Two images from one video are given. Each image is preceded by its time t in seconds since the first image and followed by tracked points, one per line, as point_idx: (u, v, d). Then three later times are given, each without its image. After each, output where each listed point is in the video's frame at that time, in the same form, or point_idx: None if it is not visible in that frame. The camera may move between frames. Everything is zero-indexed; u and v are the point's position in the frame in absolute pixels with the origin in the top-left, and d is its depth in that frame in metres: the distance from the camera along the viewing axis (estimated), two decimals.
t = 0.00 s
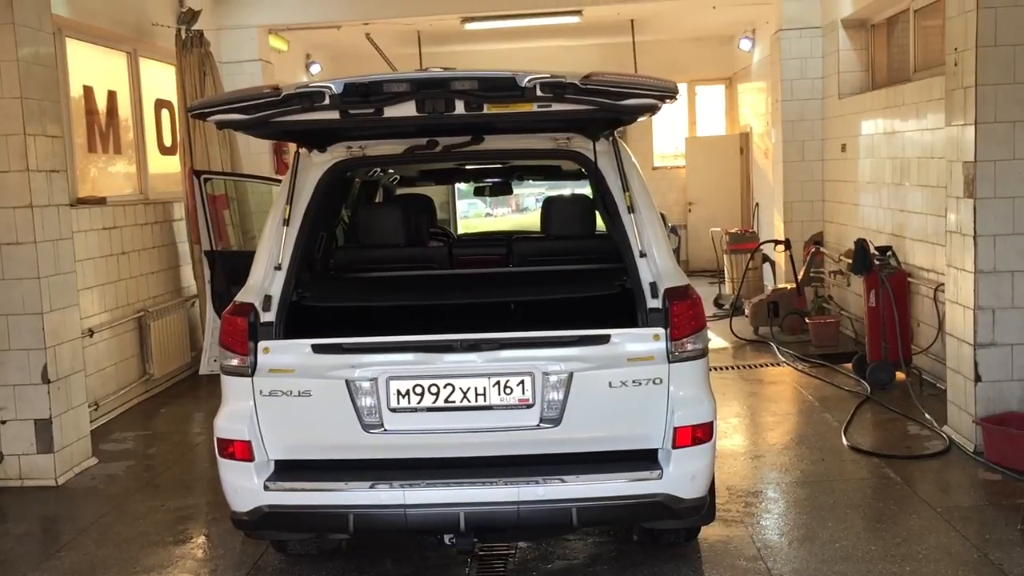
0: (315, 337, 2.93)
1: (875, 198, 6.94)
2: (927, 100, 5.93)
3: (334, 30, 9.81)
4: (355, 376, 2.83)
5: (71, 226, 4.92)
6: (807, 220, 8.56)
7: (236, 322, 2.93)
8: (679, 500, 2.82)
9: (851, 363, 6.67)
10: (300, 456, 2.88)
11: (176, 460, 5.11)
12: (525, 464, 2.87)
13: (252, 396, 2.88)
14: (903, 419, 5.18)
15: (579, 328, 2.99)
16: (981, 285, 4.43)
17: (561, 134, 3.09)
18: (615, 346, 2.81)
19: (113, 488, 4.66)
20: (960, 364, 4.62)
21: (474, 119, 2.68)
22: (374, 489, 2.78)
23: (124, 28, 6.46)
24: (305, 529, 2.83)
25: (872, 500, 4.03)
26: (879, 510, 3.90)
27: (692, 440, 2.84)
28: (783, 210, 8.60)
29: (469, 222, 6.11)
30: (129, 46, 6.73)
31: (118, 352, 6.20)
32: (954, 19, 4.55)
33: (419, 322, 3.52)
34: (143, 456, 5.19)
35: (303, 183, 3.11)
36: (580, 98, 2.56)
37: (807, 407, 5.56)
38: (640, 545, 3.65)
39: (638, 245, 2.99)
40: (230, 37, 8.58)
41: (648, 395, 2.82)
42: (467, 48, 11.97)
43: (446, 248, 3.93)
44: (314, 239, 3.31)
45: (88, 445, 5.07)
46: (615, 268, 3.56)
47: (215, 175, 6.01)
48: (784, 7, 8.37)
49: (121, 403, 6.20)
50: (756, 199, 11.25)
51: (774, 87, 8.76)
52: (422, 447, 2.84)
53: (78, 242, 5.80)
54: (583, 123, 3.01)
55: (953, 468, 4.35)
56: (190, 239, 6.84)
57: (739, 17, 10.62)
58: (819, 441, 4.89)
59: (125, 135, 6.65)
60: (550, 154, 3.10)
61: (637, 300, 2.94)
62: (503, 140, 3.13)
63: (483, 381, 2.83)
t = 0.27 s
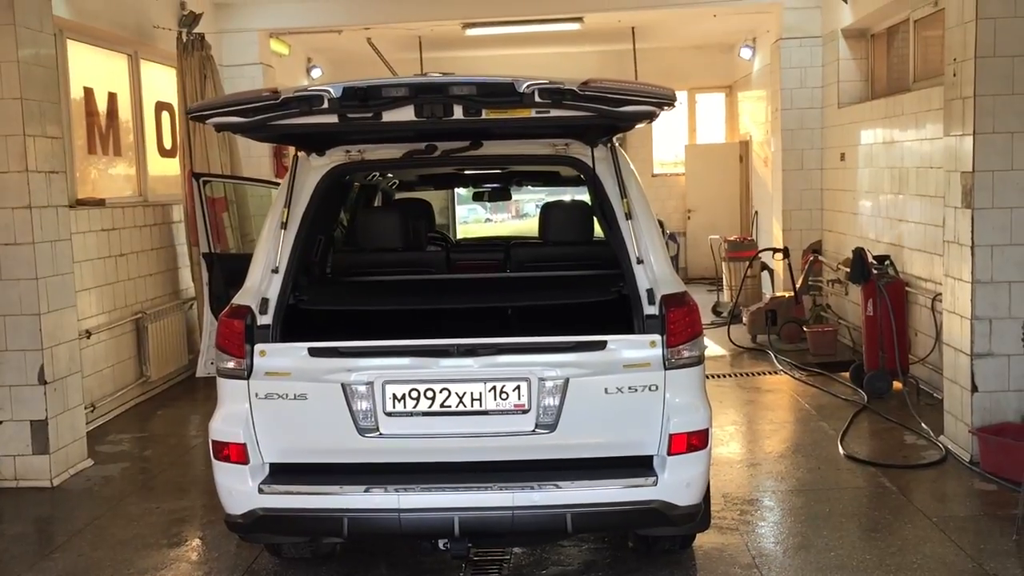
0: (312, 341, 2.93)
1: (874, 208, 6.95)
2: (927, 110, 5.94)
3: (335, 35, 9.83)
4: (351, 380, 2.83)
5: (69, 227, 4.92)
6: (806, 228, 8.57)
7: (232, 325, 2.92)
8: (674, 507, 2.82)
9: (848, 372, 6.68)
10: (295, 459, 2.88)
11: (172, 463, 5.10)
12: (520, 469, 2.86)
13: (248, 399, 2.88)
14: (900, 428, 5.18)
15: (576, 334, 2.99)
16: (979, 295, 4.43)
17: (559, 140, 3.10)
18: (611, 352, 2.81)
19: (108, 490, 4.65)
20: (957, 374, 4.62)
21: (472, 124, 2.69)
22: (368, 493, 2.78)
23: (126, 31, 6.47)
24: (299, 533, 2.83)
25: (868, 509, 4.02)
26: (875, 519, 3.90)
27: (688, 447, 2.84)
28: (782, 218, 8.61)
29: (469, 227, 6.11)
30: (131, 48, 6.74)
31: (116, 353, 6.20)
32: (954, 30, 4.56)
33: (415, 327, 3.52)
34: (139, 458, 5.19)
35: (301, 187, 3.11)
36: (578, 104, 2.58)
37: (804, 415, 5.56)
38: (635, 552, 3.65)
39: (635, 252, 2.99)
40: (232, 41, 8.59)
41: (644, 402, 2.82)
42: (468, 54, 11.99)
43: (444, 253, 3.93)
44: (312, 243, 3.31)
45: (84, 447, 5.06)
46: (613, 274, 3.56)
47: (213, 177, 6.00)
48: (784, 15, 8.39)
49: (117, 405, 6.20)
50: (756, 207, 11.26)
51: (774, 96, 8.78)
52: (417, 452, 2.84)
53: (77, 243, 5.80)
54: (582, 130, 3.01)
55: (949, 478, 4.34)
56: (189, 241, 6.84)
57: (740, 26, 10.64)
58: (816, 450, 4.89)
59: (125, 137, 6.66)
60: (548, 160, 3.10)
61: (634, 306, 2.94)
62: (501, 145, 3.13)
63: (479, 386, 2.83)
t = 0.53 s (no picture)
0: (311, 342, 2.93)
1: (874, 216, 6.96)
2: (928, 119, 5.95)
3: (339, 37, 9.85)
4: (350, 382, 2.83)
5: (71, 226, 4.92)
6: (806, 235, 8.58)
7: (232, 326, 2.92)
8: (672, 512, 2.81)
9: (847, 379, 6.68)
10: (294, 460, 2.88)
11: (171, 463, 5.10)
12: (518, 473, 2.86)
13: (247, 399, 2.88)
14: (899, 436, 5.18)
15: (575, 338, 2.99)
16: (978, 304, 4.44)
17: (560, 145, 3.10)
18: (610, 356, 2.81)
19: (106, 490, 4.65)
20: (956, 383, 4.63)
21: (473, 128, 2.69)
22: (366, 495, 2.78)
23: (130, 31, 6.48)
24: (296, 534, 2.82)
25: (866, 516, 4.02)
26: (872, 527, 3.90)
27: (686, 452, 2.84)
28: (783, 225, 8.62)
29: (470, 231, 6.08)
30: (134, 49, 6.76)
31: (116, 353, 6.20)
32: (955, 39, 4.57)
33: (415, 329, 3.52)
34: (137, 459, 5.19)
35: (302, 188, 3.12)
36: (580, 109, 2.59)
37: (803, 422, 5.56)
38: (632, 557, 3.64)
39: (634, 256, 2.99)
40: (235, 42, 8.61)
41: (642, 407, 2.82)
42: (471, 58, 12.00)
43: (445, 256, 3.94)
44: (313, 244, 3.32)
45: (82, 446, 5.06)
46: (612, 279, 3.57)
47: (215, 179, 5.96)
48: (786, 23, 8.41)
49: (117, 405, 6.20)
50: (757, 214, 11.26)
51: (776, 103, 8.79)
52: (415, 454, 2.84)
53: (78, 243, 5.81)
54: (583, 134, 3.02)
55: (948, 487, 4.34)
56: (190, 242, 6.85)
57: (742, 33, 10.66)
58: (814, 457, 4.89)
59: (128, 137, 6.67)
60: (548, 165, 3.11)
61: (633, 311, 2.95)
62: (502, 149, 3.14)
63: (478, 389, 2.82)
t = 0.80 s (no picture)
0: (315, 343, 2.94)
1: (879, 221, 6.95)
2: (933, 124, 5.95)
3: (344, 39, 9.87)
4: (353, 383, 2.84)
5: (76, 226, 4.94)
6: (810, 240, 8.58)
7: (236, 326, 2.93)
8: (674, 516, 2.81)
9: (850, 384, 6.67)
10: (297, 461, 2.89)
11: (174, 463, 5.11)
12: (521, 475, 2.86)
13: (251, 400, 2.88)
14: (902, 441, 5.18)
15: (578, 341, 3.00)
16: (982, 309, 4.43)
17: (565, 148, 3.11)
18: (614, 360, 2.81)
19: (109, 489, 4.66)
20: (959, 388, 4.63)
21: (478, 131, 2.70)
22: (369, 496, 2.78)
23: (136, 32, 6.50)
24: (299, 535, 2.83)
25: (868, 522, 4.02)
26: (874, 532, 3.90)
27: (688, 456, 2.84)
28: (787, 230, 8.62)
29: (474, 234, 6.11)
30: (140, 49, 6.78)
31: (120, 353, 6.21)
32: (960, 44, 4.58)
33: (419, 331, 3.53)
34: (140, 458, 5.20)
35: (307, 190, 3.12)
36: (584, 112, 2.59)
37: (806, 427, 5.55)
38: (634, 560, 3.64)
39: (638, 260, 3.00)
40: (241, 43, 8.63)
41: (645, 410, 2.82)
42: (476, 61, 12.02)
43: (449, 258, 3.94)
44: (317, 246, 3.33)
45: (86, 446, 5.07)
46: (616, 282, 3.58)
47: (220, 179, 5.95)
48: (791, 28, 8.41)
49: (120, 405, 6.21)
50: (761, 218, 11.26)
51: (780, 107, 8.79)
52: (418, 456, 2.84)
53: (83, 243, 5.82)
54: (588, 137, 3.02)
55: (950, 493, 4.34)
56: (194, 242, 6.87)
57: (747, 37, 10.66)
58: (817, 462, 4.88)
59: (133, 138, 6.69)
60: (553, 168, 3.11)
61: (637, 314, 2.95)
62: (507, 151, 3.14)
63: (481, 392, 2.83)
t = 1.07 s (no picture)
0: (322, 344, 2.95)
1: (885, 223, 6.95)
2: (939, 127, 5.94)
3: (350, 41, 9.89)
4: (360, 384, 2.84)
5: (83, 227, 4.96)
6: (816, 242, 8.57)
7: (244, 327, 2.94)
8: (679, 518, 2.81)
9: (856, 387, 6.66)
10: (303, 462, 2.89)
11: (180, 464, 5.12)
12: (527, 477, 2.87)
13: (258, 401, 2.89)
14: (908, 444, 5.17)
15: (584, 343, 3.00)
16: (988, 312, 4.43)
17: (571, 149, 3.11)
18: (620, 361, 2.81)
19: (116, 489, 4.68)
20: (966, 391, 4.62)
21: (485, 133, 2.71)
22: (375, 497, 2.79)
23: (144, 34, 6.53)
24: (305, 535, 2.84)
25: (874, 524, 4.01)
26: (880, 535, 3.89)
27: (694, 458, 2.84)
28: (792, 232, 8.61)
29: (480, 235, 6.12)
30: (148, 51, 6.80)
31: (126, 354, 6.23)
32: (967, 47, 4.57)
33: (425, 332, 3.54)
34: (147, 459, 5.21)
35: (314, 191, 3.13)
36: (592, 114, 2.59)
37: (811, 429, 5.55)
38: (640, 562, 3.64)
39: (644, 262, 3.00)
40: (248, 45, 8.65)
41: (651, 412, 2.83)
42: (482, 62, 12.03)
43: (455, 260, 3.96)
44: (323, 247, 3.34)
45: (93, 446, 5.09)
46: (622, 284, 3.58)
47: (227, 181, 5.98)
48: (798, 30, 8.40)
49: (127, 406, 6.23)
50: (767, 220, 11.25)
51: (786, 109, 8.79)
52: (424, 457, 2.85)
53: (91, 243, 5.84)
54: (594, 139, 3.03)
55: (956, 496, 4.33)
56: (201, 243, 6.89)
57: (753, 39, 10.66)
58: (823, 464, 4.88)
59: (140, 139, 6.71)
60: (559, 170, 3.12)
61: (643, 316, 2.95)
62: (513, 153, 3.15)
63: (487, 393, 2.83)
